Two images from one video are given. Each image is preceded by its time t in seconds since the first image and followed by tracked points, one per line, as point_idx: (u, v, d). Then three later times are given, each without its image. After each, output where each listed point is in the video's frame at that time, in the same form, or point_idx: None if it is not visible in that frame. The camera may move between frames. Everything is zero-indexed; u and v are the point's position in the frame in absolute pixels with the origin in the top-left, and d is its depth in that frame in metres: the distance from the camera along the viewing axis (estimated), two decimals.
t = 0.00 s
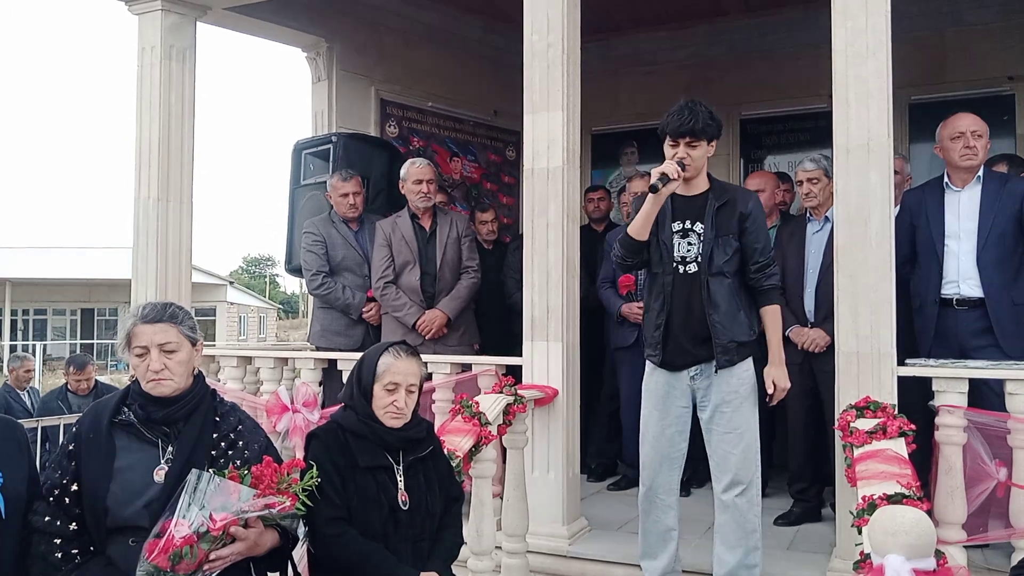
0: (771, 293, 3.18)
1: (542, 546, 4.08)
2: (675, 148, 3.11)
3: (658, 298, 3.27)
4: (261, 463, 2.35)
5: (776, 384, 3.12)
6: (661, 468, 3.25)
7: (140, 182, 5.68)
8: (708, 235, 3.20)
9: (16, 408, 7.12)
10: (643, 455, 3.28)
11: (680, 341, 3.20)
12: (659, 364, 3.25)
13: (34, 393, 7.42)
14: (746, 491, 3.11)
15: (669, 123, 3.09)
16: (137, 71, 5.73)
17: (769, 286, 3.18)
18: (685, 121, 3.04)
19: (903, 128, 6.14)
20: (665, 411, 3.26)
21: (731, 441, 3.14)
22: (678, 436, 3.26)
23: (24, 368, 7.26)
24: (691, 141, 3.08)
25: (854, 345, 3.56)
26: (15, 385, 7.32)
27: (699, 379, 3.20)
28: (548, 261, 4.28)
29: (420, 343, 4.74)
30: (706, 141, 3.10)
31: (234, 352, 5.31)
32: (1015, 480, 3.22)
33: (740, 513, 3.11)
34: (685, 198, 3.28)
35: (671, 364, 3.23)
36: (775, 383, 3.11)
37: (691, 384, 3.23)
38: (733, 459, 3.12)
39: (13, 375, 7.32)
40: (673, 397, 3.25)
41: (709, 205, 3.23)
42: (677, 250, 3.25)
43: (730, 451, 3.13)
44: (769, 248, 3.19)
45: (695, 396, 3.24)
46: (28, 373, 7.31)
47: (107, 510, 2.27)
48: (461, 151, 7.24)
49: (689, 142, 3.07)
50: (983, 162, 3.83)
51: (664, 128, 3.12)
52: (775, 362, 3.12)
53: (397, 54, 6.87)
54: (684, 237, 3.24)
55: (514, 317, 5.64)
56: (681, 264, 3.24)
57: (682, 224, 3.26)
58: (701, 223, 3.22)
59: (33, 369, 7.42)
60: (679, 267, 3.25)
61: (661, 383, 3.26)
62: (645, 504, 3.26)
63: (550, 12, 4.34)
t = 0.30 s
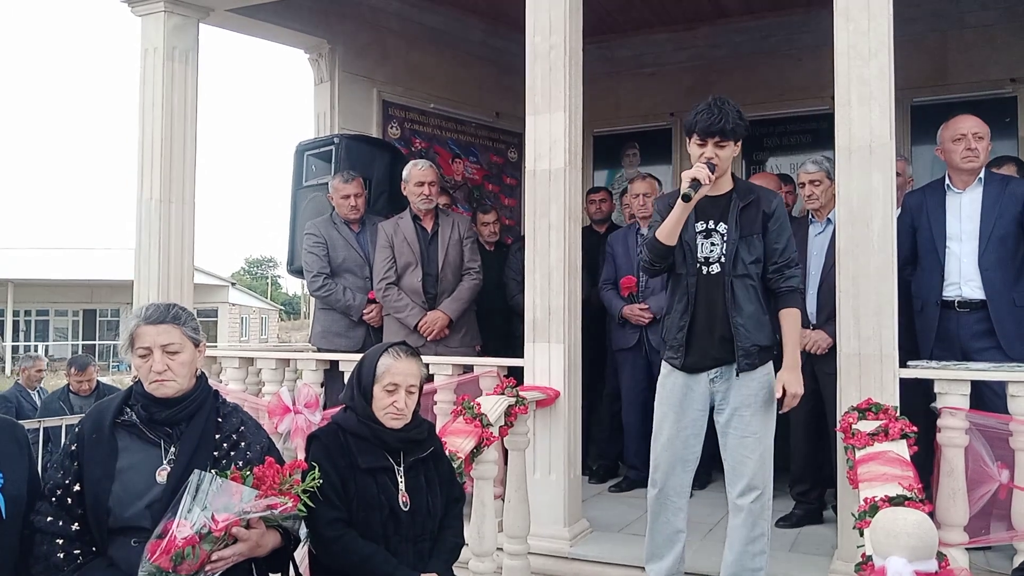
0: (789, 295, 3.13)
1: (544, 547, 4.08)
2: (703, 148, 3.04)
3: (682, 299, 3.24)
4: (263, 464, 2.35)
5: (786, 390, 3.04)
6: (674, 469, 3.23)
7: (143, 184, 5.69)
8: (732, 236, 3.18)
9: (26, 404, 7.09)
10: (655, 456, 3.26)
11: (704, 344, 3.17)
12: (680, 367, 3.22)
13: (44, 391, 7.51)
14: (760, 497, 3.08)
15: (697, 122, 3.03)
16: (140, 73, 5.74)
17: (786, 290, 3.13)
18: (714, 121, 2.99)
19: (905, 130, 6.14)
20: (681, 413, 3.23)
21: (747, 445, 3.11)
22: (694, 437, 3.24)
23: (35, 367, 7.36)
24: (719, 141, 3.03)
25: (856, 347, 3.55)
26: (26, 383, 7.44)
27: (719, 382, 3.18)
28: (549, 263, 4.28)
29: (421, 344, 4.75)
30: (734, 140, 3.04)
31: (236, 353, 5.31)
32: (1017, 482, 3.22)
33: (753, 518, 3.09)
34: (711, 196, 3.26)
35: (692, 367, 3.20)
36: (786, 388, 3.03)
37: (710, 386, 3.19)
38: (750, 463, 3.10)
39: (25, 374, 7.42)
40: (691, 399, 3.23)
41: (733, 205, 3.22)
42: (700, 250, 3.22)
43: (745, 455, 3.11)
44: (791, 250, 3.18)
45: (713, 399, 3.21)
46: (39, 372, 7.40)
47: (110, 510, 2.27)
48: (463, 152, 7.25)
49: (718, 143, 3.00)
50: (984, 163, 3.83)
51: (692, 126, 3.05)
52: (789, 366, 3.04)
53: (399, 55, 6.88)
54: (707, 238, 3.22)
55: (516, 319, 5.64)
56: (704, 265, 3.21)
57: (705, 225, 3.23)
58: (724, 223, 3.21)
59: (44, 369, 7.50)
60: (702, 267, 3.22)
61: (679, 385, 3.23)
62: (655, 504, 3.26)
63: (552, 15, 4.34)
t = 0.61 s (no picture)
0: (786, 287, 3.09)
1: (537, 545, 4.07)
2: (715, 148, 3.03)
3: (686, 298, 3.23)
4: (255, 460, 2.35)
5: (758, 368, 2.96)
6: (670, 467, 3.23)
7: (135, 180, 5.66)
8: (738, 235, 3.18)
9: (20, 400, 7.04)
10: (651, 453, 3.26)
11: (706, 344, 3.18)
12: (682, 365, 3.22)
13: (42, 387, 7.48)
14: (758, 496, 3.09)
15: (710, 122, 3.01)
16: (133, 68, 5.71)
17: (784, 281, 3.11)
18: (728, 122, 2.98)
19: (898, 129, 6.16)
20: (682, 409, 3.24)
21: (747, 444, 3.12)
22: (691, 435, 3.24)
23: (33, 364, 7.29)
24: (732, 140, 3.02)
25: (848, 346, 3.56)
26: (24, 379, 7.37)
27: (720, 380, 3.18)
28: (544, 261, 4.28)
29: (415, 342, 4.74)
30: (747, 140, 3.04)
31: (228, 350, 5.29)
32: (1008, 480, 3.23)
33: (749, 517, 3.09)
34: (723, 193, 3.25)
35: (693, 365, 3.20)
36: (758, 365, 2.96)
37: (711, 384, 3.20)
38: (749, 461, 3.11)
39: (22, 371, 7.35)
40: (691, 396, 3.23)
41: (741, 204, 3.21)
42: (706, 248, 3.21)
43: (744, 454, 3.12)
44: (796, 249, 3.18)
45: (714, 397, 3.21)
46: (37, 369, 7.32)
47: (102, 507, 2.26)
48: (457, 150, 7.24)
49: (731, 143, 3.00)
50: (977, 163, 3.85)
51: (705, 126, 3.03)
52: (769, 349, 2.97)
53: (393, 52, 6.86)
54: (713, 236, 3.20)
55: (509, 317, 5.63)
56: (710, 263, 3.20)
57: (712, 222, 3.22)
58: (731, 222, 3.20)
59: (43, 366, 7.43)
60: (707, 266, 3.21)
61: (679, 382, 3.24)
62: (649, 502, 3.25)
63: (548, 12, 4.34)
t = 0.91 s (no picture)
0: (793, 284, 3.12)
1: (537, 546, 4.07)
2: (718, 148, 3.03)
3: (688, 298, 3.21)
4: (254, 461, 2.35)
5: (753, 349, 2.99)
6: (671, 468, 3.24)
7: (134, 181, 5.66)
8: (743, 235, 3.18)
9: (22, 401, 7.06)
10: (652, 453, 3.25)
11: (709, 345, 3.17)
12: (684, 366, 3.20)
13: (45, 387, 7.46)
14: (760, 498, 3.10)
15: (711, 121, 3.02)
16: (132, 69, 5.71)
17: (790, 280, 3.13)
18: (729, 122, 2.98)
19: (897, 130, 6.16)
20: (682, 410, 3.22)
21: (749, 446, 3.13)
22: (692, 436, 3.24)
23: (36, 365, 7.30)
24: (734, 140, 3.01)
25: (848, 347, 3.56)
26: (26, 380, 7.36)
27: (723, 381, 3.16)
28: (543, 262, 4.28)
29: (414, 342, 4.74)
30: (749, 139, 3.04)
31: (227, 351, 5.29)
32: (1008, 480, 3.24)
33: (751, 518, 3.09)
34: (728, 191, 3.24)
35: (695, 366, 3.18)
36: (753, 346, 2.99)
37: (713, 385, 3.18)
38: (751, 462, 3.11)
39: (25, 372, 7.35)
40: (692, 397, 3.21)
41: (744, 204, 3.21)
42: (710, 248, 3.19)
43: (747, 455, 3.12)
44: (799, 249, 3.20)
45: (716, 399, 3.20)
46: (39, 370, 7.34)
47: (100, 507, 2.26)
48: (456, 151, 7.24)
49: (733, 142, 3.00)
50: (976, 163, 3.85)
51: (705, 126, 3.04)
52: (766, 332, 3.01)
53: (392, 53, 6.86)
54: (716, 236, 3.19)
55: (509, 317, 5.64)
56: (714, 264, 3.18)
57: (715, 222, 3.20)
58: (735, 221, 3.19)
59: (46, 367, 7.43)
60: (709, 266, 3.19)
61: (681, 383, 3.22)
62: (649, 502, 3.25)
63: (547, 12, 4.34)
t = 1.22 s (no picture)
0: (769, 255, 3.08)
1: (537, 544, 4.07)
2: (699, 144, 3.03)
3: (677, 292, 3.22)
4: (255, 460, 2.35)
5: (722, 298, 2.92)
6: (672, 468, 3.23)
7: (135, 179, 5.66)
8: (725, 221, 3.18)
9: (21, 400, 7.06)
10: (653, 454, 3.25)
11: (700, 337, 3.18)
12: (676, 361, 3.21)
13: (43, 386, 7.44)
14: (757, 495, 3.10)
15: (690, 118, 3.03)
16: (133, 68, 5.71)
17: (767, 252, 3.10)
18: (707, 115, 3.00)
19: (898, 129, 6.16)
20: (680, 409, 3.23)
21: (744, 443, 3.12)
22: (689, 435, 3.24)
23: (34, 364, 7.28)
24: (715, 135, 3.01)
25: (848, 345, 3.56)
26: (25, 379, 7.34)
27: (717, 379, 3.18)
28: (543, 261, 4.28)
29: (414, 341, 4.73)
30: (729, 133, 3.04)
31: (228, 350, 5.29)
32: (1008, 480, 3.23)
33: (749, 516, 3.09)
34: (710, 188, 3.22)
35: (689, 360, 3.19)
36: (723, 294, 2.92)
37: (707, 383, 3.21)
38: (748, 459, 3.11)
39: (24, 370, 7.33)
40: (688, 395, 3.22)
41: (723, 190, 3.21)
42: (700, 242, 3.21)
43: (743, 453, 3.11)
44: (781, 220, 3.16)
45: (711, 396, 3.22)
46: (38, 369, 7.31)
47: (101, 506, 2.26)
48: (456, 149, 7.24)
49: (714, 136, 2.99)
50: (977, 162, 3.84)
51: (685, 124, 3.05)
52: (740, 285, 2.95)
53: (393, 52, 6.86)
54: (706, 229, 3.21)
55: (509, 316, 5.63)
56: (706, 257, 3.21)
57: (705, 217, 3.23)
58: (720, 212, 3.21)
59: (44, 366, 7.42)
60: (699, 259, 3.22)
61: (678, 382, 3.22)
62: (653, 505, 3.23)
63: (547, 11, 4.33)
